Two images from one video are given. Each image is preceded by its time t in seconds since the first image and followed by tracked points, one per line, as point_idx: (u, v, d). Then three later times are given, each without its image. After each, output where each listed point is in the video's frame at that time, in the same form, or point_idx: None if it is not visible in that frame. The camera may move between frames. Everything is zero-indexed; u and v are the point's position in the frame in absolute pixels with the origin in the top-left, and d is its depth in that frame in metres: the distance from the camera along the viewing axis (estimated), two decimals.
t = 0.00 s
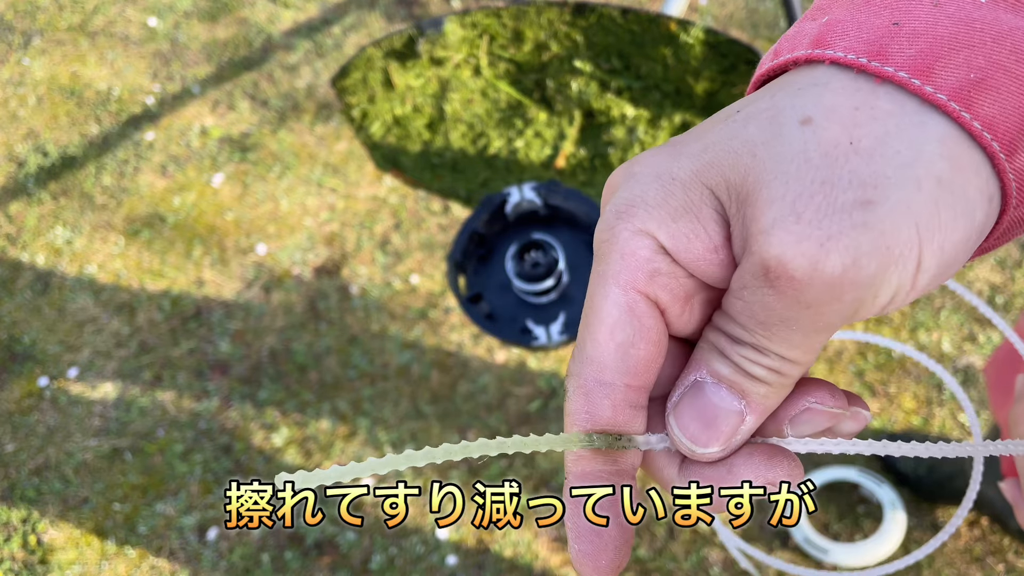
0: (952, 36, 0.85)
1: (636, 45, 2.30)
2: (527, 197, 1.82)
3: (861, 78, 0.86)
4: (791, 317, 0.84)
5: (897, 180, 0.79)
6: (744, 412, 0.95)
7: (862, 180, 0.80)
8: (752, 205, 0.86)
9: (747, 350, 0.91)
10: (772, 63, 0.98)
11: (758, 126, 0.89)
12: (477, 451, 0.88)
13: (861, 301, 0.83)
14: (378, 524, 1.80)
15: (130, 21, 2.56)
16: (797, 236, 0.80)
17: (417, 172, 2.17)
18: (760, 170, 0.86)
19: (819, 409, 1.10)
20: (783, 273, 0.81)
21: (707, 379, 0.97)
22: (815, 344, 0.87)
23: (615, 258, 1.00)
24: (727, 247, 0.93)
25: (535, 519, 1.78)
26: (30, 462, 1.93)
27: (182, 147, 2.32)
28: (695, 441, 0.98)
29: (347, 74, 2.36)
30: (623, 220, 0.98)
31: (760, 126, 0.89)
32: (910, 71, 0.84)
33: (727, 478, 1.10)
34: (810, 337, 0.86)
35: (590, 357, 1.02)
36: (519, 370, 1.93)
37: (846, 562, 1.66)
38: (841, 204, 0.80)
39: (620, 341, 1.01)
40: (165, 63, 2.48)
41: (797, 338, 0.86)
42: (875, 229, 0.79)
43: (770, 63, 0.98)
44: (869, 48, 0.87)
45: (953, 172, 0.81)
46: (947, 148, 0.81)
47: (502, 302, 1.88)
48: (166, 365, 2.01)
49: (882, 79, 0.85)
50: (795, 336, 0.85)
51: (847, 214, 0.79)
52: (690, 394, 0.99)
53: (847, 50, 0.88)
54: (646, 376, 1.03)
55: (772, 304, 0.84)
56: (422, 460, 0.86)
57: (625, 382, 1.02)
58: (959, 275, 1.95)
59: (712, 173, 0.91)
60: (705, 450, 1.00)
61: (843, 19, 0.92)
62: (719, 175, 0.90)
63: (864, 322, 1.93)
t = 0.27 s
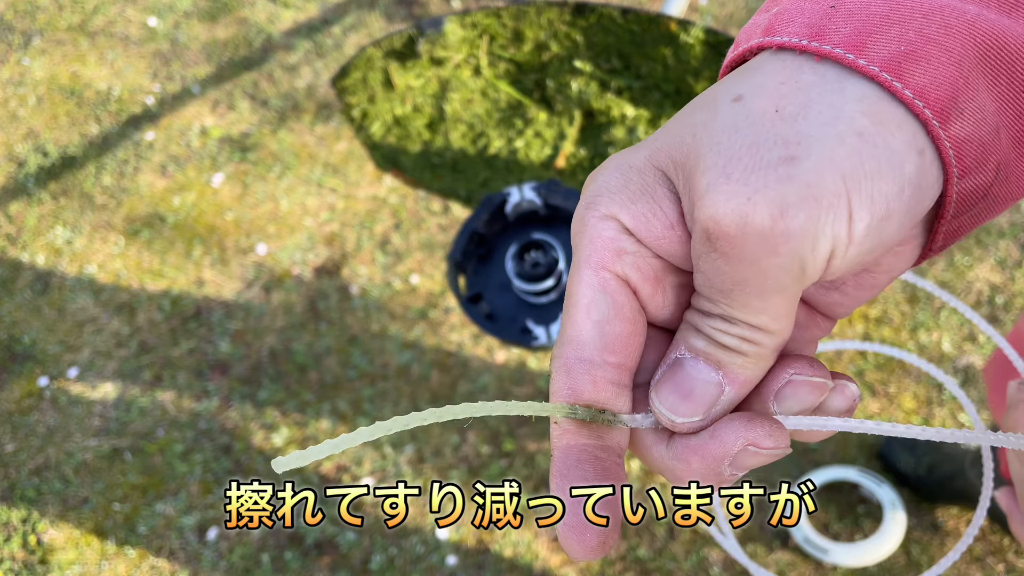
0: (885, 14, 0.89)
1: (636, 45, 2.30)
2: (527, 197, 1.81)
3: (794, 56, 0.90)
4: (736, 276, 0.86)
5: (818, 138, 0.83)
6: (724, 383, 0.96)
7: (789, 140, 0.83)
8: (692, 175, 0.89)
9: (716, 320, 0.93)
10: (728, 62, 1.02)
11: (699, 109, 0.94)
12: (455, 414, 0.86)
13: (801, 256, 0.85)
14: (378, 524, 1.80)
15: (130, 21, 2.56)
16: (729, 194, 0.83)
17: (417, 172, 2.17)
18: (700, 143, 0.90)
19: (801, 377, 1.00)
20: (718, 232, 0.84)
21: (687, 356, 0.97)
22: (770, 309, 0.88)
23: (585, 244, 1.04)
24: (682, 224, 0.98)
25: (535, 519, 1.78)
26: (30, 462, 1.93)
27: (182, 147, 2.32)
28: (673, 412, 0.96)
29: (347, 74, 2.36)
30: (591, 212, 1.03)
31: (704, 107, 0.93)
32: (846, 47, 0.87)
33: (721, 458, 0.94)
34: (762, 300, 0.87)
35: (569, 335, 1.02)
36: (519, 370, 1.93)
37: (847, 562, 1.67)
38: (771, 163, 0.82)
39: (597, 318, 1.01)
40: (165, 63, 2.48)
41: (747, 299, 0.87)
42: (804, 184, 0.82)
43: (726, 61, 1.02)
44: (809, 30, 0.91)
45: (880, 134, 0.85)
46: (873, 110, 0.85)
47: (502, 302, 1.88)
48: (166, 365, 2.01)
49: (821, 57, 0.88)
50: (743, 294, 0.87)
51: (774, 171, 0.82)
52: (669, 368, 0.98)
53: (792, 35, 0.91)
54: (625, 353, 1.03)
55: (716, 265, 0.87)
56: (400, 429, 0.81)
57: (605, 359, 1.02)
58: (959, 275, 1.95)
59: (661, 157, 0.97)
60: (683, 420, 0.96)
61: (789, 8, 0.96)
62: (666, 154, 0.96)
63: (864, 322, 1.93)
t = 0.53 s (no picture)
0: (874, 18, 0.90)
1: (636, 45, 2.30)
2: (527, 197, 1.81)
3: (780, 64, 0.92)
4: (732, 268, 0.87)
5: (799, 129, 0.85)
6: (738, 385, 0.95)
7: (776, 136, 0.85)
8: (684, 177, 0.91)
9: (725, 322, 0.94)
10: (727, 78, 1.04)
11: (691, 122, 0.97)
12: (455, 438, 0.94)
13: (795, 245, 0.85)
14: (378, 524, 1.80)
15: (130, 21, 2.57)
16: (718, 187, 0.85)
17: (417, 172, 2.18)
18: (692, 146, 0.92)
19: (817, 372, 0.97)
20: (709, 225, 0.86)
21: (701, 362, 0.96)
22: (773, 302, 0.88)
23: (588, 263, 1.07)
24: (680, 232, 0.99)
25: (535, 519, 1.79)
26: (30, 462, 1.93)
27: (182, 147, 2.32)
28: (689, 415, 0.93)
29: (347, 74, 2.36)
30: (595, 231, 1.07)
31: (697, 116, 0.96)
32: (835, 53, 0.88)
33: (743, 452, 0.90)
34: (763, 293, 0.88)
35: (578, 353, 1.03)
36: (520, 370, 1.93)
37: (847, 562, 1.67)
38: (760, 159, 0.84)
39: (603, 334, 1.02)
40: (165, 63, 2.48)
41: (747, 292, 0.88)
42: (792, 174, 0.83)
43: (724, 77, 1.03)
44: (802, 39, 0.91)
45: (866, 126, 0.86)
46: (858, 105, 0.86)
47: (502, 302, 1.88)
48: (166, 365, 2.01)
49: (813, 65, 0.89)
50: (740, 286, 0.88)
51: (758, 161, 0.84)
52: (684, 377, 0.96)
53: (783, 44, 0.93)
54: (634, 367, 1.03)
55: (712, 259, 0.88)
56: (411, 454, 0.91)
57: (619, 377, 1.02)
58: (959, 275, 1.95)
59: (657, 170, 1.00)
60: (699, 423, 0.94)
61: (783, 21, 0.97)
62: (661, 166, 0.98)
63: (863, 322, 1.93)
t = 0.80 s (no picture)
0: (887, 21, 0.91)
1: (636, 45, 2.30)
2: (527, 197, 1.81)
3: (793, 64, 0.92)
4: (750, 266, 0.85)
5: (816, 125, 0.85)
6: (753, 380, 0.92)
7: (792, 134, 0.84)
8: (696, 173, 0.90)
9: (738, 319, 0.90)
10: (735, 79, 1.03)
11: (699, 121, 0.96)
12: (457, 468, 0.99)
13: (813, 241, 0.85)
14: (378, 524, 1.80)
15: (131, 21, 2.57)
16: (735, 182, 0.84)
17: (417, 172, 2.18)
18: (705, 142, 0.91)
19: (833, 364, 0.95)
20: (727, 219, 0.84)
21: (712, 360, 0.93)
22: (790, 298, 0.86)
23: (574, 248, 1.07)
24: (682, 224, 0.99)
25: (535, 518, 1.79)
26: (31, 462, 1.93)
27: (182, 147, 2.32)
28: (704, 413, 0.92)
29: (347, 74, 2.37)
30: (590, 221, 1.05)
31: (706, 114, 0.95)
32: (850, 53, 0.89)
33: (766, 447, 0.87)
34: (779, 289, 0.85)
35: (514, 318, 1.06)
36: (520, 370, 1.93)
37: (847, 562, 1.67)
38: (777, 155, 0.83)
39: (547, 316, 1.05)
40: (165, 63, 2.48)
41: (763, 289, 0.86)
42: (810, 169, 0.83)
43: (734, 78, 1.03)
44: (814, 41, 0.92)
45: (883, 123, 0.86)
46: (873, 102, 0.86)
47: (502, 302, 1.86)
48: (166, 365, 2.02)
49: (827, 65, 0.89)
50: (753, 285, 0.86)
51: (776, 155, 0.84)
52: (697, 374, 0.94)
53: (798, 46, 0.93)
54: (557, 355, 1.08)
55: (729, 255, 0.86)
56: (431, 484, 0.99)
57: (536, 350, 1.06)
58: (959, 275, 1.95)
59: (664, 165, 0.98)
60: (716, 421, 0.92)
61: (794, 24, 0.97)
62: (667, 160, 0.97)
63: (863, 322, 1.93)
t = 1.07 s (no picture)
0: (883, 17, 0.91)
1: (636, 46, 2.30)
2: (527, 197, 1.83)
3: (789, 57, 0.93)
4: (738, 247, 0.84)
5: (809, 111, 0.85)
6: (737, 367, 0.91)
7: (784, 116, 0.85)
8: (689, 155, 0.90)
9: (726, 303, 0.89)
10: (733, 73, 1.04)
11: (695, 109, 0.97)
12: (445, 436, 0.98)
13: (803, 226, 0.84)
14: (378, 524, 1.80)
15: (131, 22, 2.57)
16: (727, 162, 0.84)
17: (417, 172, 2.18)
18: (699, 127, 0.91)
19: (819, 355, 0.94)
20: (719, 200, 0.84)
21: (698, 344, 0.92)
22: (778, 283, 0.85)
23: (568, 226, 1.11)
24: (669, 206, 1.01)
25: (534, 518, 1.79)
26: (31, 462, 1.93)
27: (182, 147, 2.32)
28: (687, 395, 0.91)
29: (347, 75, 2.37)
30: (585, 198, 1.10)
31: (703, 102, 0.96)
32: (846, 48, 0.89)
33: (743, 437, 0.89)
34: (767, 274, 0.84)
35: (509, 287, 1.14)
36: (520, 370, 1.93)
37: (847, 562, 1.67)
38: (770, 136, 0.84)
39: (535, 285, 1.12)
40: (165, 63, 2.49)
41: (749, 272, 0.85)
42: (801, 152, 0.83)
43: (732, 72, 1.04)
44: (811, 34, 0.93)
45: (873, 113, 0.86)
46: (863, 93, 0.87)
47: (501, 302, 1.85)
48: (166, 365, 2.02)
49: (824, 57, 0.90)
50: (739, 266, 0.85)
51: (770, 137, 0.84)
52: (682, 358, 0.93)
53: (795, 40, 0.94)
54: (544, 320, 1.14)
55: (720, 236, 0.85)
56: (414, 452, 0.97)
57: (528, 318, 1.12)
58: (959, 275, 1.95)
59: (658, 150, 0.99)
60: (697, 405, 0.92)
61: (792, 18, 0.98)
62: (662, 145, 0.98)
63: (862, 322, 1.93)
